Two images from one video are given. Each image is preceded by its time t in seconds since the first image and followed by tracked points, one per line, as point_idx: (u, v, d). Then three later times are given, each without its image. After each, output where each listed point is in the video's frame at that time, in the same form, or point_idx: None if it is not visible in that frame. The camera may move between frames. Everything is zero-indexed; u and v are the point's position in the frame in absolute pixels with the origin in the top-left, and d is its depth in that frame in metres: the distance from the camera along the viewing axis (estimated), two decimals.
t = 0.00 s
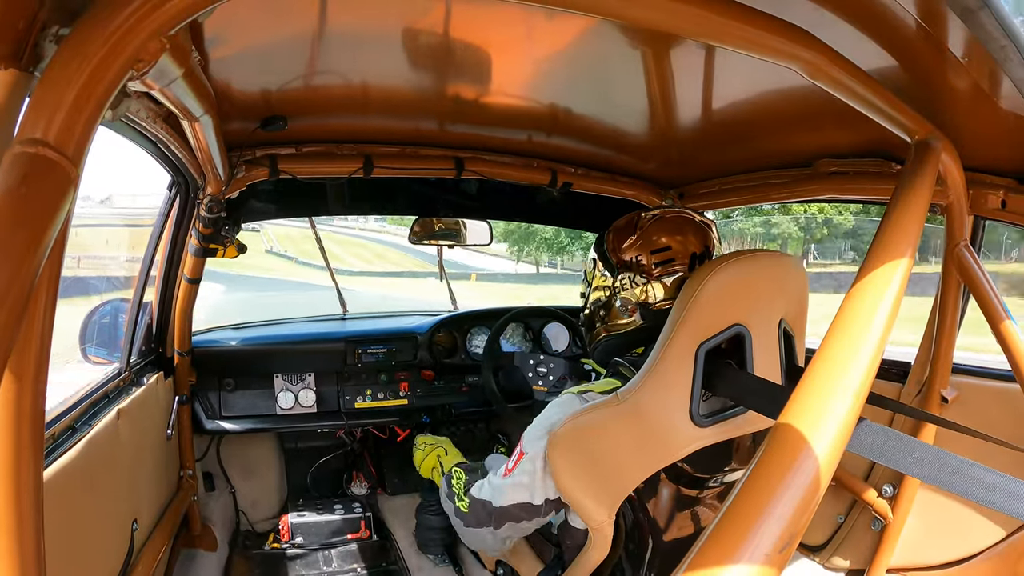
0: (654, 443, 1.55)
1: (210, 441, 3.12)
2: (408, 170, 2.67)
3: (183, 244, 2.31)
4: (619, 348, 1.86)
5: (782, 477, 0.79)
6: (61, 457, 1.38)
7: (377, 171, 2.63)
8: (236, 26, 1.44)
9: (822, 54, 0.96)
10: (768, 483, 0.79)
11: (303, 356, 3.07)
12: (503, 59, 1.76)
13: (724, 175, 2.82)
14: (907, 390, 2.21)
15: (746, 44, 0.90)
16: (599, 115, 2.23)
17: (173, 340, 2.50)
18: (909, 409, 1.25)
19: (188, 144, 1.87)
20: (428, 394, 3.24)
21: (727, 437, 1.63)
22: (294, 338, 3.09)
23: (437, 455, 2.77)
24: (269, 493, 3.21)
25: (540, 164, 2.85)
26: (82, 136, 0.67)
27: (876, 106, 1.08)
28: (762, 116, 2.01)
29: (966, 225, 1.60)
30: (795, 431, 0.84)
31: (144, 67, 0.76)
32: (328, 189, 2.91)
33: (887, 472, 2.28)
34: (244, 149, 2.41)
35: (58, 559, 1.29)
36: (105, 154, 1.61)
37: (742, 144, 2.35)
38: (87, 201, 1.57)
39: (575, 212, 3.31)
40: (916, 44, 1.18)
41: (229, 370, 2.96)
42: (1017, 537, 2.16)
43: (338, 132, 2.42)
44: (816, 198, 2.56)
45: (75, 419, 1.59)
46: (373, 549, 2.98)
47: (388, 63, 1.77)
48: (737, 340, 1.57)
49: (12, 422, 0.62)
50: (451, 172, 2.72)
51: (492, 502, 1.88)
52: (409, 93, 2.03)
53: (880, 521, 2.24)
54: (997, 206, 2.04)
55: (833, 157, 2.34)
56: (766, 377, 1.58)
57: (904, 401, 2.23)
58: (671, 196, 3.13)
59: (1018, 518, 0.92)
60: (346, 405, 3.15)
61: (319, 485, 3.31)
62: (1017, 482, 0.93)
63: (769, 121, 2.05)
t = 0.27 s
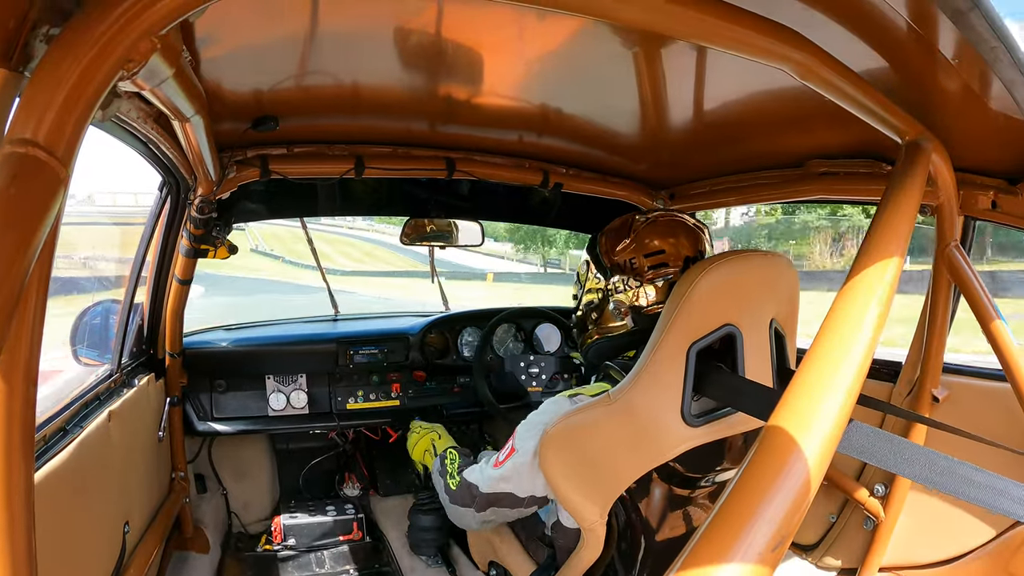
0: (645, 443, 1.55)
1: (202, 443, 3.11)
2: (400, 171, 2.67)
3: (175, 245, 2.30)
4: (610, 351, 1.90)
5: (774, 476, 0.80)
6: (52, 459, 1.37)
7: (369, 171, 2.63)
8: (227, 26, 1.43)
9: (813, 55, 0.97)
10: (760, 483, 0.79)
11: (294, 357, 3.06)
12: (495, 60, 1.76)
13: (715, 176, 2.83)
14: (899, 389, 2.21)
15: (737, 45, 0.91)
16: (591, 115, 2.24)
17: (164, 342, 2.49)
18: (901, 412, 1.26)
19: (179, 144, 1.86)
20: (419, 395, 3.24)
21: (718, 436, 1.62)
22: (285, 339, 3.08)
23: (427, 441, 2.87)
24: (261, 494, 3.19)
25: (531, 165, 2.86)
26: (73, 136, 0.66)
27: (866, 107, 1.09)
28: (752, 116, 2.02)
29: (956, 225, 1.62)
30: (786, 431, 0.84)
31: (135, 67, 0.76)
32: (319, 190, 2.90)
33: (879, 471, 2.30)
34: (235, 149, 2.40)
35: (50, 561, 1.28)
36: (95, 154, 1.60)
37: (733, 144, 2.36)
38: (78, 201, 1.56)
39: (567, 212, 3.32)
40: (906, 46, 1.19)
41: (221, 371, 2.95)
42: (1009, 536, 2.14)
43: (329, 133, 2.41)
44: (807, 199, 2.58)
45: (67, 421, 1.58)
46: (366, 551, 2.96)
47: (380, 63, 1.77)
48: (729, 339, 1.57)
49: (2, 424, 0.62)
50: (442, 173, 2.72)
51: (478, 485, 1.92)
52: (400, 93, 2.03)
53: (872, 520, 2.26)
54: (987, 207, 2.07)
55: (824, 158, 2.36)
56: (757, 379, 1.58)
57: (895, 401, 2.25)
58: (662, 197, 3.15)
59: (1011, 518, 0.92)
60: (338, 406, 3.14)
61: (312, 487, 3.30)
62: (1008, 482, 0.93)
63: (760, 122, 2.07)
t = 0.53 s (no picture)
0: (632, 441, 1.56)
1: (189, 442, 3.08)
2: (388, 169, 2.66)
3: (162, 243, 2.28)
4: (599, 351, 1.90)
5: (762, 474, 0.81)
6: (39, 459, 1.36)
7: (357, 169, 2.62)
8: (215, 22, 1.42)
9: (801, 56, 0.98)
10: (748, 481, 0.80)
11: (282, 356, 3.04)
12: (485, 58, 1.76)
13: (703, 176, 2.85)
14: (884, 388, 2.27)
15: (726, 45, 0.92)
16: (580, 114, 2.25)
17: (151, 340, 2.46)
18: (888, 412, 1.27)
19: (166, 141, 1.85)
20: (407, 394, 3.23)
21: (705, 435, 1.63)
22: (272, 338, 3.06)
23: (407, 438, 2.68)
24: (249, 493, 3.17)
25: (520, 164, 2.86)
26: (59, 131, 0.66)
27: (854, 108, 1.10)
28: (741, 116, 2.04)
29: (943, 226, 1.64)
30: (775, 429, 0.86)
31: (122, 62, 0.75)
32: (307, 188, 2.89)
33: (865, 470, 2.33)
34: (222, 146, 2.38)
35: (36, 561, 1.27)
36: (80, 151, 1.58)
37: (720, 144, 2.38)
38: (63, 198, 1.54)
39: (556, 211, 3.33)
40: (895, 47, 1.21)
41: (208, 370, 2.93)
42: (994, 532, 2.18)
43: (317, 130, 2.40)
44: (793, 199, 2.61)
45: (53, 420, 1.57)
46: (354, 550, 2.96)
47: (369, 61, 1.76)
48: (716, 338, 1.59)
49: None
50: (430, 172, 2.72)
51: (464, 491, 1.90)
52: (389, 91, 2.02)
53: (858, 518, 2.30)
54: (974, 208, 2.11)
55: (811, 159, 2.39)
56: (744, 377, 1.60)
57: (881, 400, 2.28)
58: (650, 197, 3.16)
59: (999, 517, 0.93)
60: (325, 405, 3.12)
61: (300, 486, 3.28)
62: (998, 481, 0.94)
63: (747, 122, 2.09)
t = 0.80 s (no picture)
0: (623, 440, 1.57)
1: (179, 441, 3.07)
2: (380, 166, 2.66)
3: (152, 241, 2.26)
4: (593, 349, 1.90)
5: (752, 473, 0.81)
6: (28, 458, 1.35)
7: (348, 167, 2.61)
8: (206, 19, 1.41)
9: (792, 56, 0.99)
10: (738, 479, 0.81)
11: (273, 354, 3.03)
12: (477, 56, 1.76)
13: (694, 175, 2.87)
14: (875, 387, 2.28)
15: (718, 45, 0.93)
16: (572, 113, 2.25)
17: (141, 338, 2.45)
18: (877, 415, 1.29)
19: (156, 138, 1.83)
20: (398, 392, 3.21)
21: (696, 433, 1.65)
22: (263, 336, 3.05)
23: (444, 372, 2.62)
24: (240, 492, 3.16)
25: (511, 162, 2.87)
26: (49, 129, 0.65)
27: (845, 108, 1.11)
28: (732, 115, 2.05)
29: (932, 227, 1.66)
30: (765, 428, 0.86)
31: (113, 60, 0.75)
32: (298, 185, 2.88)
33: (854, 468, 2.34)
34: (213, 144, 2.37)
35: (26, 561, 1.26)
36: (70, 148, 1.57)
37: (711, 143, 2.39)
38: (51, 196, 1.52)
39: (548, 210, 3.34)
40: (886, 48, 1.22)
41: (198, 368, 2.91)
42: (984, 530, 2.20)
43: (308, 128, 2.39)
44: (784, 198, 2.63)
45: (43, 419, 1.55)
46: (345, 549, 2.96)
47: (361, 58, 1.76)
48: (708, 336, 1.60)
49: None
50: (422, 170, 2.72)
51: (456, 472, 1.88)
52: (382, 89, 2.02)
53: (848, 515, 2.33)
54: (964, 207, 2.15)
55: (801, 158, 2.41)
56: (735, 375, 1.61)
57: (871, 398, 2.30)
58: (641, 195, 3.18)
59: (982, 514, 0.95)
60: (316, 404, 3.11)
61: (291, 484, 3.27)
62: (984, 480, 0.96)
63: (738, 121, 2.10)
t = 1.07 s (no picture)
0: (621, 442, 1.57)
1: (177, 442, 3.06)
2: (378, 168, 2.66)
3: (150, 242, 2.26)
4: (587, 353, 1.94)
5: (750, 474, 0.82)
6: (26, 459, 1.34)
7: (346, 169, 2.61)
8: (204, 20, 1.42)
9: (789, 57, 1.00)
10: (736, 480, 0.81)
11: (271, 356, 3.02)
12: (474, 58, 1.77)
13: (691, 177, 2.87)
14: (873, 388, 2.29)
15: (716, 47, 0.93)
16: (570, 115, 2.26)
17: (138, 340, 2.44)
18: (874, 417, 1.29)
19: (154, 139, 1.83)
20: (396, 394, 3.19)
21: (693, 435, 1.65)
22: (261, 337, 3.05)
23: (449, 374, 2.59)
24: (237, 494, 3.16)
25: (509, 164, 2.87)
26: (47, 130, 0.65)
27: (844, 110, 1.12)
28: (729, 117, 2.06)
29: (930, 229, 1.67)
30: (764, 429, 0.86)
31: (110, 61, 0.75)
32: (296, 187, 2.88)
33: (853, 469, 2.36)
34: (211, 145, 2.37)
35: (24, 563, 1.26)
36: (68, 149, 1.57)
37: (709, 145, 2.40)
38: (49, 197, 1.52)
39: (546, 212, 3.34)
40: (883, 50, 1.23)
41: (195, 370, 2.91)
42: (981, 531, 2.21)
43: (306, 129, 2.39)
44: (781, 200, 2.64)
45: (40, 421, 1.55)
46: (342, 550, 2.96)
47: (359, 60, 1.76)
48: (705, 338, 1.60)
49: None
50: (420, 172, 2.72)
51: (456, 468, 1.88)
52: (380, 90, 2.02)
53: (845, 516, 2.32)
54: (961, 209, 2.16)
55: (799, 160, 2.42)
56: (733, 377, 1.62)
57: (869, 400, 2.31)
58: (639, 197, 3.19)
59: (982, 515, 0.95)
60: (314, 405, 3.10)
61: (288, 486, 3.26)
62: (982, 480, 0.96)
63: (736, 123, 2.10)
